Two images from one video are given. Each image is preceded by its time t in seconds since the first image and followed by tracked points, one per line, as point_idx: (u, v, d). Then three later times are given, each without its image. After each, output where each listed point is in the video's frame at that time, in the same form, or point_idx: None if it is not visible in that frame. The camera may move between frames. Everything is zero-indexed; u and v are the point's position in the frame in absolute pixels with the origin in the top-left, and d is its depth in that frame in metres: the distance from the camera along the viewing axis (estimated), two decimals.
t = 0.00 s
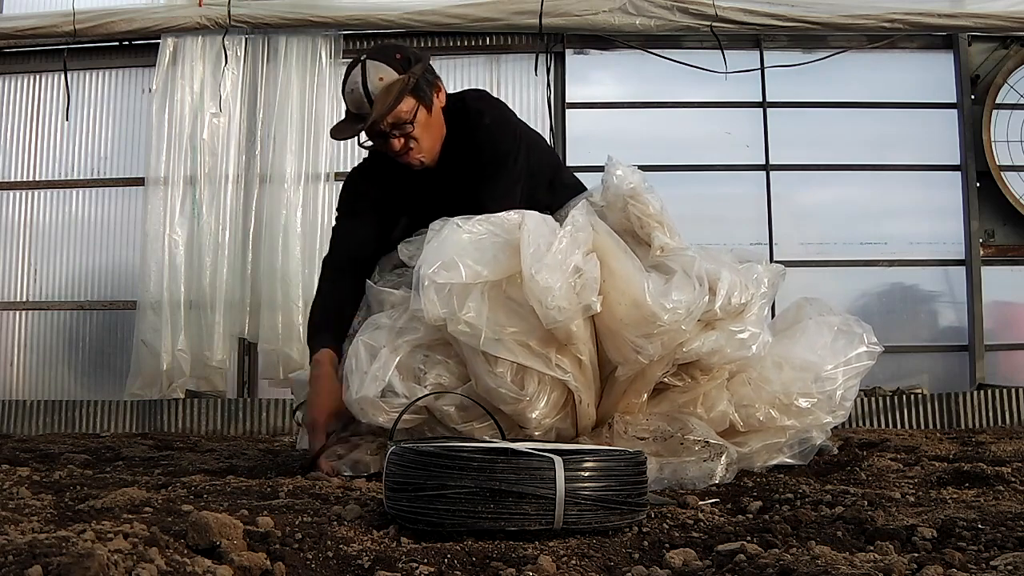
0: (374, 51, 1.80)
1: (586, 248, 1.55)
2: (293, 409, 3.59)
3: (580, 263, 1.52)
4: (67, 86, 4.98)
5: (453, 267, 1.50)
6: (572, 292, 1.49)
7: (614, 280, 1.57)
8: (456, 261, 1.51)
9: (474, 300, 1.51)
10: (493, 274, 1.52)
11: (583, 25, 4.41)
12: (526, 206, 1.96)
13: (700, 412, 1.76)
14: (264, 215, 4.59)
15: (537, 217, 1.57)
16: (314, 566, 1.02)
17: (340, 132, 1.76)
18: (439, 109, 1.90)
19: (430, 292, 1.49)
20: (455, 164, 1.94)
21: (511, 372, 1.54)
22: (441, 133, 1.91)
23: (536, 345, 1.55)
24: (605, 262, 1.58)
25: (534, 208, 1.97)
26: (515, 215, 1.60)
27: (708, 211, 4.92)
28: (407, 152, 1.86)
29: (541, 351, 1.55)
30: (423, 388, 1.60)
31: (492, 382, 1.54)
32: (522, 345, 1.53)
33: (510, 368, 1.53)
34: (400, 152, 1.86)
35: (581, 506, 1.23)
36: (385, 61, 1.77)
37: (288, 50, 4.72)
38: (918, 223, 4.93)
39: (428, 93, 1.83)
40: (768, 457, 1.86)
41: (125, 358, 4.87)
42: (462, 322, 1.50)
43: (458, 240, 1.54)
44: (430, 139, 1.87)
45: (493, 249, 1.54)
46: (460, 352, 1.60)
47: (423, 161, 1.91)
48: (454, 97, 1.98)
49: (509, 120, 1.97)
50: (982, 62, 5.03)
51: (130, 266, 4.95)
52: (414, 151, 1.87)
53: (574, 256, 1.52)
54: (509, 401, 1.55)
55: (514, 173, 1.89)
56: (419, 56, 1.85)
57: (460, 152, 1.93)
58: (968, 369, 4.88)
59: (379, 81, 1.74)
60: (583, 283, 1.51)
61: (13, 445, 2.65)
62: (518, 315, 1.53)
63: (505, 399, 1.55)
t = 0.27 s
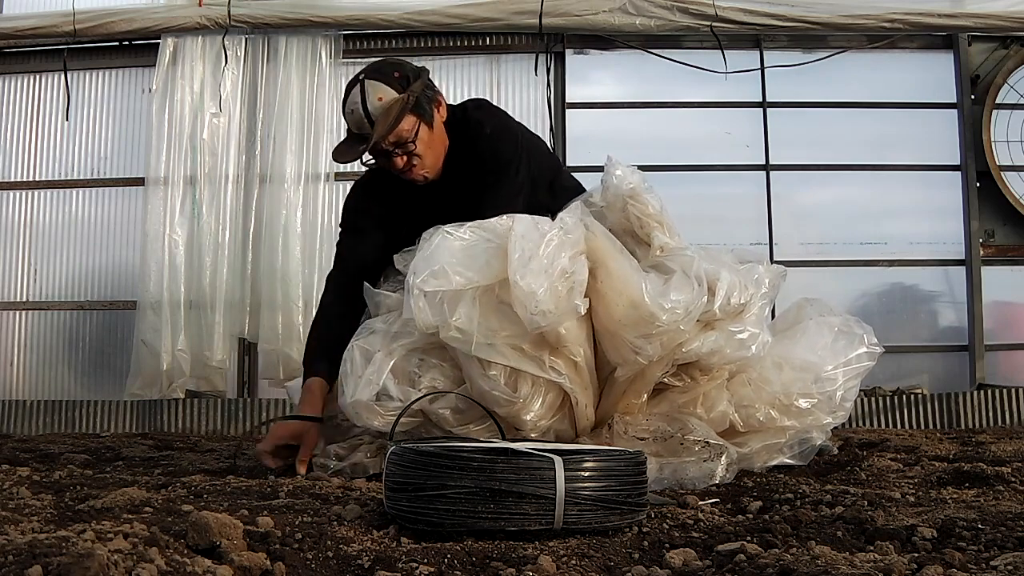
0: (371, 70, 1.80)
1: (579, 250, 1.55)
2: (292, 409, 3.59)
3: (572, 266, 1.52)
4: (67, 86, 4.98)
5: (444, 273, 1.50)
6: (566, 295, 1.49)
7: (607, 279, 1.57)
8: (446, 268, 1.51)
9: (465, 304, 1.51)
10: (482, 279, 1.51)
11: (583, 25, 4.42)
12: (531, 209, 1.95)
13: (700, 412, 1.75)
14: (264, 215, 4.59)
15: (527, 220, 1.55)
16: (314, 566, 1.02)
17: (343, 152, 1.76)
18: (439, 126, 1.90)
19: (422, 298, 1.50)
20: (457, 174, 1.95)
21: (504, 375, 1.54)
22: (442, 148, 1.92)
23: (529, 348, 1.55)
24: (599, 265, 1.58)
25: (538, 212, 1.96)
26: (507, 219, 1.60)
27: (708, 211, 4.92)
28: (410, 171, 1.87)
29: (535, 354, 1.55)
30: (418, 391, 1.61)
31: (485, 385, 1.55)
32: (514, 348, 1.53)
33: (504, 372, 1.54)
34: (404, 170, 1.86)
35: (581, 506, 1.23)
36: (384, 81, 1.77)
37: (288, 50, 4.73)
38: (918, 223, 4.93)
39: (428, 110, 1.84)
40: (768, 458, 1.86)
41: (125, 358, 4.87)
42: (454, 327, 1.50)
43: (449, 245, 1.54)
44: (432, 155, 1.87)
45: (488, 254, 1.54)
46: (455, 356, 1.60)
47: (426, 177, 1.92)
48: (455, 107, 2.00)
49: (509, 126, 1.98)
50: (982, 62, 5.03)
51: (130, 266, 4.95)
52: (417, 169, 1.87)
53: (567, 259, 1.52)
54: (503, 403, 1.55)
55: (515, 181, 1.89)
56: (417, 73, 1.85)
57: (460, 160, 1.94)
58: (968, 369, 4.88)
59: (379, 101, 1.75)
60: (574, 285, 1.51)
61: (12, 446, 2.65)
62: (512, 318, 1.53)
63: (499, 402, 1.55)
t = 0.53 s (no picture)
0: (385, 43, 1.79)
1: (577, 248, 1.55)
2: (292, 409, 3.59)
3: (569, 263, 1.52)
4: (67, 86, 4.98)
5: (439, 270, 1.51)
6: (563, 293, 1.49)
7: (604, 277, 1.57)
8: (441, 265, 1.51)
9: (456, 302, 1.51)
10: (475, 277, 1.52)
11: (583, 25, 4.42)
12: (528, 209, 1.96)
13: (700, 412, 1.75)
14: (264, 215, 4.59)
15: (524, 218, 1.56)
16: (314, 566, 1.02)
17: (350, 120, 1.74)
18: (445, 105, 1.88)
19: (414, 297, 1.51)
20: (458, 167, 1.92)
21: (495, 374, 1.54)
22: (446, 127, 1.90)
23: (521, 346, 1.54)
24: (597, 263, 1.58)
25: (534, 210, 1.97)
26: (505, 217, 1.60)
27: (708, 211, 4.92)
28: (412, 147, 1.84)
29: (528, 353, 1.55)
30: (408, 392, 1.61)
31: (476, 384, 1.54)
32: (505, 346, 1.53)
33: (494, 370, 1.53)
34: (405, 147, 1.84)
35: (581, 506, 1.23)
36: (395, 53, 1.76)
37: (288, 51, 4.73)
38: (918, 223, 4.93)
39: (437, 87, 1.82)
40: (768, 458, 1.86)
41: (125, 358, 4.87)
42: (446, 326, 1.51)
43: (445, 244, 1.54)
44: (436, 133, 1.85)
45: (482, 254, 1.55)
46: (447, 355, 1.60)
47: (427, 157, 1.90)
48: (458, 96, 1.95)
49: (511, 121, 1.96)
50: (982, 62, 5.02)
51: (130, 266, 4.95)
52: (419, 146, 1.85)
53: (564, 255, 1.52)
54: (492, 402, 1.55)
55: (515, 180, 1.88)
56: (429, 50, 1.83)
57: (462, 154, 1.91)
58: (968, 369, 4.88)
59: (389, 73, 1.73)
60: (569, 282, 1.51)
61: (12, 445, 2.65)
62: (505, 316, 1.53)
63: (487, 400, 1.54)
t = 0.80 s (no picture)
0: None
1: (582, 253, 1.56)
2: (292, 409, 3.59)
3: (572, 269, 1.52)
4: (67, 86, 4.98)
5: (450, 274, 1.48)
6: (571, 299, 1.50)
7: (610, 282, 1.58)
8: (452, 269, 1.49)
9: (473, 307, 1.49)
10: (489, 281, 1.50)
11: (583, 25, 4.42)
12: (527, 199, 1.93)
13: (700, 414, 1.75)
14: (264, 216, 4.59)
15: (532, 220, 1.56)
16: (314, 566, 1.02)
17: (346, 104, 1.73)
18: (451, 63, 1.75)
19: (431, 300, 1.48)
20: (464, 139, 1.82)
21: (512, 380, 1.52)
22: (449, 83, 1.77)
23: (534, 351, 1.54)
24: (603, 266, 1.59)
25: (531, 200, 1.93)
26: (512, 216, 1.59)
27: (708, 212, 4.93)
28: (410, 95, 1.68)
29: (541, 358, 1.54)
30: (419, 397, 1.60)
31: (492, 390, 1.53)
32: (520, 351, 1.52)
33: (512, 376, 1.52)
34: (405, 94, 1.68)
35: (581, 506, 1.23)
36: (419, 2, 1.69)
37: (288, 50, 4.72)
38: (918, 223, 4.93)
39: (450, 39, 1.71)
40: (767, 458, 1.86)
41: (125, 358, 4.87)
42: (462, 331, 1.48)
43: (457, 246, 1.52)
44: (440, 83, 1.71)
45: (493, 254, 1.52)
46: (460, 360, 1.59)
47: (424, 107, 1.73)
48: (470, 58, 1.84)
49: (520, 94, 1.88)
50: (982, 62, 5.02)
51: (130, 266, 4.95)
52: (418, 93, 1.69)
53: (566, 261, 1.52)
54: (509, 408, 1.53)
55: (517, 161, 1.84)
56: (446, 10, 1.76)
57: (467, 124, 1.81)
58: (968, 369, 4.88)
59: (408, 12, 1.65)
60: (574, 289, 1.51)
61: (13, 445, 2.65)
62: (517, 320, 1.51)
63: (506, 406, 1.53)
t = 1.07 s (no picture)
0: None
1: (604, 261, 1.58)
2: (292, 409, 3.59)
3: (606, 280, 1.55)
4: (67, 86, 4.98)
5: (496, 282, 1.48)
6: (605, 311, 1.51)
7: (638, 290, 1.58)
8: (497, 277, 1.49)
9: (517, 316, 1.50)
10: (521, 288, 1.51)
11: (583, 25, 4.42)
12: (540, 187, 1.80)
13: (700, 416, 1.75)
14: (264, 216, 4.59)
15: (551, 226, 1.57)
16: (314, 566, 1.02)
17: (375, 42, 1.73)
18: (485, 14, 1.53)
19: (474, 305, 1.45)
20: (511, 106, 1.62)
21: (552, 396, 1.51)
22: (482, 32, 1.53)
23: (570, 364, 1.53)
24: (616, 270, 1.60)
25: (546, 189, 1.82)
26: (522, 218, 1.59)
27: (708, 212, 4.93)
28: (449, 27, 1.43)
29: (575, 369, 1.54)
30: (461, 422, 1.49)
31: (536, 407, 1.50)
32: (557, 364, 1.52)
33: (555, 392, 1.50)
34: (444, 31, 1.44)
35: (581, 506, 1.23)
36: None
37: (288, 50, 4.73)
38: (918, 223, 4.93)
39: None
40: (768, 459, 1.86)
41: (125, 358, 4.87)
42: (509, 340, 1.48)
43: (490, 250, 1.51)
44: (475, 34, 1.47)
45: (518, 260, 1.53)
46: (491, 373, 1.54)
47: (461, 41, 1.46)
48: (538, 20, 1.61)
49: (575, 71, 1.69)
50: (982, 62, 5.02)
51: (131, 266, 4.95)
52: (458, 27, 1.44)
53: (599, 271, 1.55)
54: (553, 425, 1.50)
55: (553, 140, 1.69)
56: None
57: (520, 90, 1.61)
58: (968, 369, 4.88)
59: None
60: (613, 300, 1.54)
61: (13, 445, 2.65)
62: (553, 330, 1.53)
63: (550, 426, 1.50)
